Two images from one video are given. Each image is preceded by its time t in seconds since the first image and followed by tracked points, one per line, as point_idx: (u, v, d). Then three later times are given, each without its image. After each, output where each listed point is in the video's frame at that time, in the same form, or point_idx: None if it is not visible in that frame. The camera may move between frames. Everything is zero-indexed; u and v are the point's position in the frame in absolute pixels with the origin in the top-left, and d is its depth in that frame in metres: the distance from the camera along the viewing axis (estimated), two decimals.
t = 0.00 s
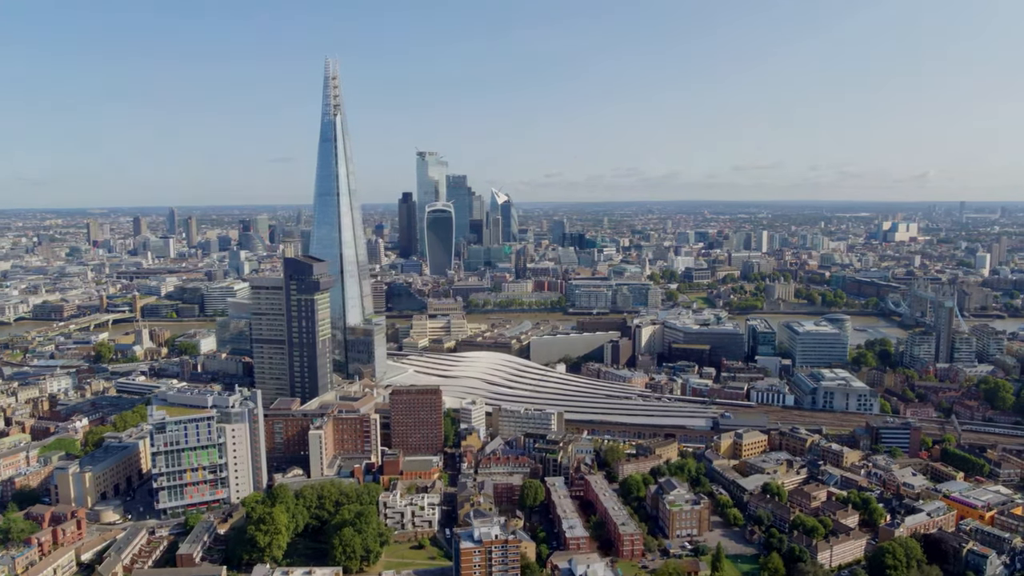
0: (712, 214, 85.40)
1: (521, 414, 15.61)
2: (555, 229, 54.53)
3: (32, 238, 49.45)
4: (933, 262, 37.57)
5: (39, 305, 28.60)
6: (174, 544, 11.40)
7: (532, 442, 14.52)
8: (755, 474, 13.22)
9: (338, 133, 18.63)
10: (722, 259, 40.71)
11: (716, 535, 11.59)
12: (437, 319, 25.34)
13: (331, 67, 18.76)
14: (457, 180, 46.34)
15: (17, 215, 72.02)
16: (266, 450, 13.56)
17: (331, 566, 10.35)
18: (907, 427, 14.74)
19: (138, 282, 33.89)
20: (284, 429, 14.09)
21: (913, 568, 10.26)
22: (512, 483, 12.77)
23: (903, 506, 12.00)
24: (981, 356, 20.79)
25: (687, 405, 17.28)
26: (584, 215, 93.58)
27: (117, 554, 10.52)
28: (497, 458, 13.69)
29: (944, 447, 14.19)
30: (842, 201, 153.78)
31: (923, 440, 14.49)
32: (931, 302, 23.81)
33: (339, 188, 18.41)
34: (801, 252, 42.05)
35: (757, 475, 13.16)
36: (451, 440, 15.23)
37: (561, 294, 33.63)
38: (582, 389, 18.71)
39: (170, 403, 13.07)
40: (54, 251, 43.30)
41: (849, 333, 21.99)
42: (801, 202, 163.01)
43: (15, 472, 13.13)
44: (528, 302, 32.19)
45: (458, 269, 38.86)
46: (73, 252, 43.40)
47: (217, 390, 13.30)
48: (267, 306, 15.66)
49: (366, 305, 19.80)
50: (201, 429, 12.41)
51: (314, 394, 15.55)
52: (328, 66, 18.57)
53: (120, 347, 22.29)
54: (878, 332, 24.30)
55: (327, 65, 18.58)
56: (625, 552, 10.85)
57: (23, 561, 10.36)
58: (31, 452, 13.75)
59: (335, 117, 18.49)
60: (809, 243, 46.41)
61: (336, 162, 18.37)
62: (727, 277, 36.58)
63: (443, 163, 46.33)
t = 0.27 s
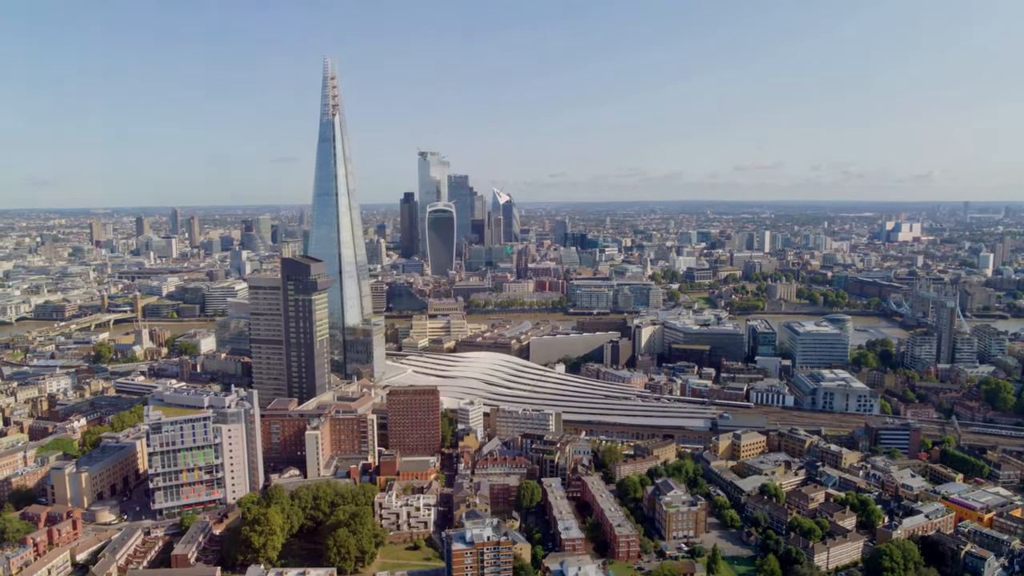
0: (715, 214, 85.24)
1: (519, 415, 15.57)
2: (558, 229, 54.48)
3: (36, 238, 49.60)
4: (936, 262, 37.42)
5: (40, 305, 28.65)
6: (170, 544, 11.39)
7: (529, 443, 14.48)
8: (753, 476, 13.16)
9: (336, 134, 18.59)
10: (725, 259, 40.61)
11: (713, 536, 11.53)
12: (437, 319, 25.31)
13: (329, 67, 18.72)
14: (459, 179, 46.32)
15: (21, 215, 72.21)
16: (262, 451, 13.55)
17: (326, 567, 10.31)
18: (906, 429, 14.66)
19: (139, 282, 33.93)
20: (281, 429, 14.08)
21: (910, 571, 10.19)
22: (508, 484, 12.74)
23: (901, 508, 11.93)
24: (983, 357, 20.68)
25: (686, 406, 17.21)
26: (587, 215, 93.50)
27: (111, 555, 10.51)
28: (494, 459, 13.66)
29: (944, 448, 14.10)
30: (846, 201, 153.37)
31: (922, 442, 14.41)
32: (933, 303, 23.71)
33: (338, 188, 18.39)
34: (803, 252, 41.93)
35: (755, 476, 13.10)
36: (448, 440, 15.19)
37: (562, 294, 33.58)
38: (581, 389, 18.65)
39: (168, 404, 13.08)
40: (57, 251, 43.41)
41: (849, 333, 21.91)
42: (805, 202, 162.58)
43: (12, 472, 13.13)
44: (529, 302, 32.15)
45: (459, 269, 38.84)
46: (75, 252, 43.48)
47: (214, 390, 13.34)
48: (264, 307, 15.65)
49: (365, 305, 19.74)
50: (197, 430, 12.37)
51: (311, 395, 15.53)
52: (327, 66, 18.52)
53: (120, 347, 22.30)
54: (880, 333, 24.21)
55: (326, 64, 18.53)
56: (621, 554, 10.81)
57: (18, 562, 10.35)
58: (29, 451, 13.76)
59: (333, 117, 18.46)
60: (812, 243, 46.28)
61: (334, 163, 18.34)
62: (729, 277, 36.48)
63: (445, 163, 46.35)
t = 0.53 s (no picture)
0: (717, 214, 85.08)
1: (517, 415, 15.53)
2: (559, 229, 54.46)
3: (39, 238, 49.72)
4: (938, 262, 37.29)
5: (42, 305, 28.69)
6: (165, 544, 11.36)
7: (526, 443, 14.43)
8: (751, 477, 13.11)
9: (335, 134, 18.57)
10: (726, 259, 40.53)
11: (710, 538, 11.48)
12: (437, 319, 25.30)
13: (328, 67, 18.70)
14: (460, 180, 46.23)
15: (25, 215, 72.44)
16: (259, 451, 13.54)
17: (321, 567, 10.28)
18: (906, 429, 14.58)
19: (141, 282, 33.96)
20: (278, 429, 14.07)
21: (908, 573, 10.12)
22: (505, 484, 12.71)
23: (900, 509, 11.86)
24: (984, 357, 20.60)
25: (685, 406, 17.16)
26: (589, 215, 93.43)
27: (106, 555, 10.49)
28: (491, 460, 13.63)
29: (944, 449, 14.03)
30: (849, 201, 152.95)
31: (922, 443, 14.33)
32: (934, 303, 23.62)
33: (337, 188, 18.38)
34: (805, 252, 41.83)
35: (753, 477, 13.04)
36: (446, 441, 15.16)
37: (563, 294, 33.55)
38: (580, 390, 18.61)
39: (165, 404, 13.09)
40: (60, 251, 43.49)
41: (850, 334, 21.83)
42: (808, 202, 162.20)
43: (9, 472, 13.14)
44: (529, 302, 32.12)
45: (461, 269, 38.83)
46: (77, 252, 43.57)
47: (211, 391, 13.33)
48: (262, 307, 15.65)
49: (364, 305, 19.73)
50: (193, 430, 12.38)
51: (309, 395, 15.51)
52: (325, 66, 18.51)
53: (120, 347, 22.32)
54: (881, 333, 24.12)
55: (325, 64, 18.52)
56: (618, 555, 10.77)
57: (13, 562, 10.35)
58: (26, 451, 13.77)
59: (332, 117, 18.44)
60: (814, 243, 46.17)
61: (333, 163, 18.33)
62: (731, 277, 36.41)
63: (447, 163, 46.30)
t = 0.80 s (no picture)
0: (720, 214, 84.85)
1: (515, 416, 15.49)
2: (562, 229, 54.41)
3: (42, 238, 49.86)
4: (941, 262, 37.16)
5: (43, 305, 28.75)
6: (160, 545, 11.35)
7: (523, 444, 14.39)
8: (749, 478, 13.05)
9: (334, 133, 18.56)
10: (728, 259, 40.45)
11: (706, 539, 11.42)
12: (437, 319, 25.29)
13: (327, 67, 18.69)
14: (461, 179, 46.28)
15: (30, 215, 72.76)
16: (255, 451, 13.51)
17: (314, 568, 10.26)
18: (905, 430, 14.50)
19: (142, 282, 34.01)
20: (275, 430, 14.06)
21: None
22: (501, 485, 12.68)
23: (897, 511, 11.79)
24: (985, 358, 20.50)
25: (684, 407, 17.11)
26: (592, 215, 93.31)
27: (101, 556, 10.48)
28: (488, 461, 13.60)
29: (943, 450, 13.95)
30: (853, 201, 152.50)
31: (921, 444, 14.25)
32: (935, 303, 23.53)
33: (336, 188, 18.36)
34: (807, 252, 41.72)
35: (750, 479, 12.98)
36: (443, 441, 15.13)
37: (564, 294, 33.52)
38: (579, 390, 18.56)
39: (161, 404, 13.08)
40: (62, 251, 43.58)
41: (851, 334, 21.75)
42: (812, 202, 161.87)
43: (6, 472, 13.15)
44: (530, 302, 32.10)
45: (462, 269, 38.82)
46: (80, 252, 43.66)
47: (207, 391, 13.31)
48: (260, 307, 15.64)
49: (363, 304, 19.71)
50: (189, 430, 12.36)
51: (306, 395, 15.50)
52: (324, 66, 18.49)
53: (119, 347, 22.34)
54: (882, 333, 24.03)
55: (323, 64, 18.50)
56: (613, 556, 10.73)
57: (7, 562, 10.35)
58: (23, 451, 13.78)
59: (331, 117, 18.42)
60: (817, 243, 46.05)
61: (331, 162, 18.31)
62: (733, 277, 36.33)
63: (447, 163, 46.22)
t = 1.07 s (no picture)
0: (724, 214, 84.60)
1: (513, 416, 15.45)
2: (564, 229, 54.35)
3: (46, 237, 49.96)
4: (944, 262, 37.01)
5: (45, 305, 28.80)
6: (155, 545, 11.34)
7: (520, 444, 14.34)
8: (746, 479, 12.99)
9: (332, 133, 18.56)
10: (730, 259, 40.35)
11: (702, 541, 11.36)
12: (437, 319, 25.27)
13: (325, 67, 18.68)
14: (463, 180, 46.29)
15: (34, 215, 72.98)
16: (252, 451, 13.50)
17: (308, 569, 10.23)
18: (904, 431, 14.41)
19: (144, 282, 34.05)
20: (271, 430, 14.05)
21: None
22: (497, 485, 12.65)
23: (896, 513, 11.72)
24: (987, 359, 20.40)
25: (683, 408, 17.05)
26: (595, 215, 93.16)
27: (95, 556, 10.48)
28: (484, 461, 13.57)
29: (942, 451, 13.87)
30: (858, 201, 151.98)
31: (921, 445, 14.16)
32: (937, 303, 23.41)
33: (334, 188, 18.35)
34: (810, 252, 41.60)
35: (748, 480, 12.92)
36: (440, 442, 15.10)
37: (565, 294, 33.48)
38: (578, 390, 18.51)
39: (157, 404, 13.08)
40: (65, 251, 43.64)
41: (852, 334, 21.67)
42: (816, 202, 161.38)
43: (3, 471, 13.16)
44: (531, 302, 32.05)
45: (463, 269, 38.80)
46: (83, 252, 43.74)
47: (203, 391, 13.30)
48: (258, 307, 15.64)
49: (362, 305, 19.68)
50: (185, 430, 12.35)
51: (304, 395, 15.48)
52: (322, 66, 18.49)
53: (119, 347, 22.35)
54: (884, 334, 23.92)
55: (321, 64, 18.50)
56: (608, 558, 10.67)
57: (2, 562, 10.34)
58: (20, 451, 13.79)
59: (329, 117, 18.41)
60: (819, 243, 45.91)
61: (330, 163, 18.30)
62: (734, 277, 36.25)
63: (449, 163, 46.22)
